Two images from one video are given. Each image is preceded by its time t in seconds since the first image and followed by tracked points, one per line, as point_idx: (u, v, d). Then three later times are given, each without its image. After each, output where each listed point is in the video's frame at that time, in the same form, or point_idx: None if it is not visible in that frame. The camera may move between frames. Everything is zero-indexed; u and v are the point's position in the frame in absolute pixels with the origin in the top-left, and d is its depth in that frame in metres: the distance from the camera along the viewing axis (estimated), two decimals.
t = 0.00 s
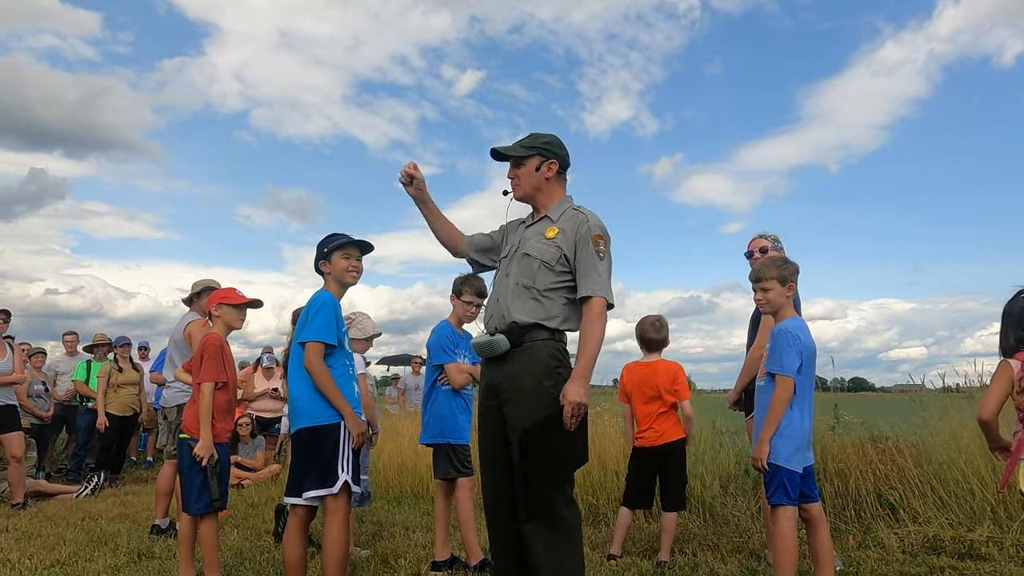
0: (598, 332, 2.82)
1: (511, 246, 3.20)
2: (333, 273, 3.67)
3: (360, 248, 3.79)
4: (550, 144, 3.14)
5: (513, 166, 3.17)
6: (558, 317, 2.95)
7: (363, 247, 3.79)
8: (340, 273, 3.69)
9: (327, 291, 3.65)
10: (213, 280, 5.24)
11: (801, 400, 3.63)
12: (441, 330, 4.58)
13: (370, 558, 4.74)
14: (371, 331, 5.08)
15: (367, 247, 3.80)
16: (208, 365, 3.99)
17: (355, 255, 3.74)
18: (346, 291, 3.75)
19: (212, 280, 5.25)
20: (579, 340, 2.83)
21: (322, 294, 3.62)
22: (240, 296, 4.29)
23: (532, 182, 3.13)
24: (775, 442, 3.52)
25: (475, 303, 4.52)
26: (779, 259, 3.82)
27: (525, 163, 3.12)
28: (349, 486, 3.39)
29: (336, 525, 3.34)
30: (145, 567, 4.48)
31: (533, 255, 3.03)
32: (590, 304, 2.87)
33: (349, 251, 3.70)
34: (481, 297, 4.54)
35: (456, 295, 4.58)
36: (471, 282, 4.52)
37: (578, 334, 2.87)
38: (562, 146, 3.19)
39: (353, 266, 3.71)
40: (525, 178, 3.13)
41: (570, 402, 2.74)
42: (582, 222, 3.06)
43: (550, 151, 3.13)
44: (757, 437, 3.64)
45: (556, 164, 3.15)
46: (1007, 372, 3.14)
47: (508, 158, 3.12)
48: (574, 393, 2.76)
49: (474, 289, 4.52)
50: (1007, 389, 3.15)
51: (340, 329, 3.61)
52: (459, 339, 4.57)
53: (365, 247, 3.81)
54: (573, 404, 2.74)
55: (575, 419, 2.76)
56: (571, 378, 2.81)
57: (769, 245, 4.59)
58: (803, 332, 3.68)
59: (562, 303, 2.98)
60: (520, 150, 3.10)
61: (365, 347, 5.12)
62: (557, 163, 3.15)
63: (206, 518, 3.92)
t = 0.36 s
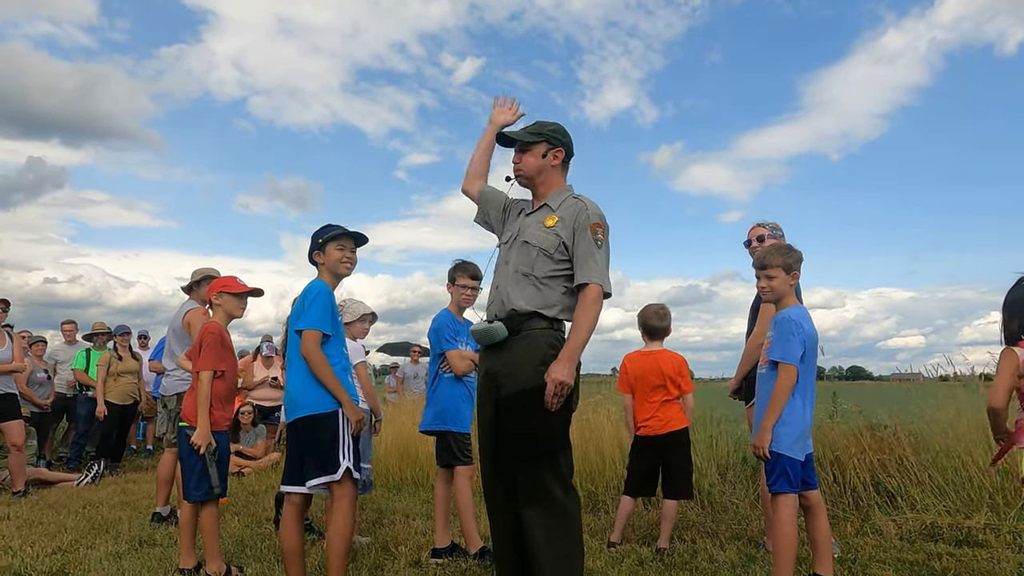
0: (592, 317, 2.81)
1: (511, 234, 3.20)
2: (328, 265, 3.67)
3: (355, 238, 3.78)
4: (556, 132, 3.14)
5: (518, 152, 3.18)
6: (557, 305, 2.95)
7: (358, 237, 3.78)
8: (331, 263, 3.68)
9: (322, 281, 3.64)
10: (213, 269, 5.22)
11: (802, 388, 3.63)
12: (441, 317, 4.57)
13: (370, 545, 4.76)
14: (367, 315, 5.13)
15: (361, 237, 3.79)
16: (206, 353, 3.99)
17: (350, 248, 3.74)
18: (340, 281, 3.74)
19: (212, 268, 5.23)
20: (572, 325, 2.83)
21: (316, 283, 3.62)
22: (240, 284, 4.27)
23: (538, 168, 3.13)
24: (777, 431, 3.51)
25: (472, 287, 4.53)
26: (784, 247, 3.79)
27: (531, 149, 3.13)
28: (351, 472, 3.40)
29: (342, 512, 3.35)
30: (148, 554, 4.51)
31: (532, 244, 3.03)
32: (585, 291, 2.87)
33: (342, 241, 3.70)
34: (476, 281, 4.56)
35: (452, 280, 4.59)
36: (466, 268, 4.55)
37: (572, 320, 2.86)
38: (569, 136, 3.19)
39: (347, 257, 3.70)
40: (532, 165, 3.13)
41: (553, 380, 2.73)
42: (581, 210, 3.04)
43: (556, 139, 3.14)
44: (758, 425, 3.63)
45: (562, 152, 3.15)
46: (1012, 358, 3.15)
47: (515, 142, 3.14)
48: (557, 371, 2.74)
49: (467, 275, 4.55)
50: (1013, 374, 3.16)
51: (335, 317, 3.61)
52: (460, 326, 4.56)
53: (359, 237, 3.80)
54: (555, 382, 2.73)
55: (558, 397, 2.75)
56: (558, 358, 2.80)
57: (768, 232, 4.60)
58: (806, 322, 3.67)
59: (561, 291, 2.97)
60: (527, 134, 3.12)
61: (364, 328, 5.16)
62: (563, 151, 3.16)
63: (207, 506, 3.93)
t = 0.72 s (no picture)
0: (587, 305, 2.79)
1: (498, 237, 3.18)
2: (329, 264, 3.65)
3: (356, 240, 3.77)
4: (536, 122, 3.11)
5: (499, 146, 3.13)
6: (553, 301, 2.92)
7: (359, 240, 3.79)
8: (329, 262, 3.66)
9: (318, 279, 3.60)
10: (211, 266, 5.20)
11: (801, 386, 3.62)
12: (442, 314, 4.54)
13: (368, 544, 4.73)
14: (366, 314, 5.12)
15: (363, 240, 3.80)
16: (202, 351, 3.96)
17: (350, 248, 3.73)
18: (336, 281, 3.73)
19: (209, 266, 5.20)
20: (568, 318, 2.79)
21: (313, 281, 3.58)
22: (241, 284, 4.26)
23: (518, 160, 3.09)
24: (777, 429, 3.48)
25: (472, 284, 4.49)
26: (786, 244, 3.76)
27: (509, 143, 3.08)
28: (352, 469, 3.39)
29: (345, 503, 3.36)
30: (144, 553, 4.48)
31: (518, 243, 3.00)
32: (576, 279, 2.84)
33: (345, 244, 3.70)
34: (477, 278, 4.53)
35: (453, 278, 4.56)
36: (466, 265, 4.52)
37: (568, 313, 2.83)
38: (550, 124, 3.16)
39: (348, 260, 3.70)
40: (512, 157, 3.09)
41: (554, 379, 2.71)
42: (560, 198, 3.01)
43: (535, 129, 3.10)
44: (758, 424, 3.60)
45: (541, 142, 3.11)
46: (1016, 355, 3.11)
47: (493, 138, 3.08)
48: (560, 368, 2.72)
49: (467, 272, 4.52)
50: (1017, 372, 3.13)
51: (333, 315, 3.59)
52: (461, 323, 4.53)
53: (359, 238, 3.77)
54: (557, 380, 2.70)
55: (562, 394, 2.73)
56: (559, 355, 2.77)
57: (766, 228, 4.58)
58: (806, 320, 3.63)
59: (554, 285, 2.94)
60: (505, 128, 3.07)
61: (364, 326, 5.15)
62: (542, 141, 3.12)
63: (201, 505, 3.91)
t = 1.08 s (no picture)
0: (594, 302, 2.78)
1: (499, 238, 3.17)
2: (345, 265, 3.67)
3: (368, 246, 3.83)
4: (513, 123, 3.11)
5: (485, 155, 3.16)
6: (559, 299, 2.92)
7: (371, 246, 3.85)
8: (342, 263, 3.67)
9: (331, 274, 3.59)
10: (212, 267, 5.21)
11: (802, 386, 3.61)
12: (444, 314, 4.53)
13: (369, 544, 4.74)
14: (368, 316, 5.12)
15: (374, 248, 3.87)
16: (205, 351, 3.97)
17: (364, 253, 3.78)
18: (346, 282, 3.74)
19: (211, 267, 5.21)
20: (576, 316, 2.79)
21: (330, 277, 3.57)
22: (243, 284, 4.26)
23: (505, 164, 3.11)
24: (779, 429, 3.47)
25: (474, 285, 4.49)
26: (787, 245, 3.76)
27: (493, 148, 3.11)
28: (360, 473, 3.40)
29: (338, 509, 3.33)
30: (145, 552, 4.49)
31: (519, 243, 3.00)
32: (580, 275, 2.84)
33: (359, 250, 3.74)
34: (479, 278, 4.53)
35: (455, 278, 4.55)
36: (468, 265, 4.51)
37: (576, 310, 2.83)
38: (530, 123, 3.16)
39: (360, 264, 3.74)
40: (499, 162, 3.11)
41: (572, 378, 2.71)
42: (559, 196, 3.01)
43: (515, 130, 3.11)
44: (760, 424, 3.59)
45: (524, 141, 3.11)
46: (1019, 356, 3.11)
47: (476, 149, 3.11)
48: (575, 368, 2.72)
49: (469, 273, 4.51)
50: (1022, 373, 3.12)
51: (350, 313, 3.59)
52: (464, 324, 4.53)
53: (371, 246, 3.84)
54: (575, 379, 2.70)
55: (580, 393, 2.73)
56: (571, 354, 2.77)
57: (766, 229, 4.58)
58: (808, 321, 3.63)
59: (559, 283, 2.94)
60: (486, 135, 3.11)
61: (367, 327, 5.15)
62: (525, 139, 3.12)
63: (203, 504, 3.91)
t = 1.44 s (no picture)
0: (597, 305, 2.80)
1: (501, 237, 3.18)
2: (367, 274, 3.69)
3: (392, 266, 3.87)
4: (512, 126, 3.13)
5: (488, 162, 3.19)
6: (561, 301, 2.93)
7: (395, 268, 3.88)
8: (364, 270, 3.68)
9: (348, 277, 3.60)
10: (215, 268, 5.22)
11: (803, 387, 3.62)
12: (447, 314, 4.55)
13: (371, 543, 4.75)
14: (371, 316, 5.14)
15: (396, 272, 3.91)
16: (206, 352, 3.98)
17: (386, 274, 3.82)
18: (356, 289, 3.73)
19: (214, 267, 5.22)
20: (579, 319, 2.80)
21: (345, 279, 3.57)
22: (245, 284, 4.27)
23: (505, 168, 3.13)
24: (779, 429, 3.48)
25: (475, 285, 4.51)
26: (787, 245, 3.76)
27: (492, 152, 3.15)
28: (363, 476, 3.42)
29: (337, 513, 3.34)
30: (148, 552, 4.51)
31: (523, 243, 3.01)
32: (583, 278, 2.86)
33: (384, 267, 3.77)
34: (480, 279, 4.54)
35: (457, 279, 4.57)
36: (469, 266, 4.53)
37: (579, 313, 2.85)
38: (534, 127, 3.18)
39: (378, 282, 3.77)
40: (499, 167, 3.14)
41: (576, 383, 2.73)
42: (564, 197, 3.02)
43: (513, 134, 3.13)
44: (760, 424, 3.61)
45: (523, 143, 3.12)
46: None
47: (479, 156, 3.16)
48: (579, 373, 2.74)
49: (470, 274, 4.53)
50: None
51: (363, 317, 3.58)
52: (466, 324, 4.55)
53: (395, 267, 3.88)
54: (578, 384, 2.73)
55: (582, 397, 2.77)
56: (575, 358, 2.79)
57: (766, 231, 4.59)
58: (808, 322, 3.63)
59: (562, 284, 2.96)
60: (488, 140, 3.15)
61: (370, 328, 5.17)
62: (524, 141, 3.12)
63: (207, 504, 3.92)
